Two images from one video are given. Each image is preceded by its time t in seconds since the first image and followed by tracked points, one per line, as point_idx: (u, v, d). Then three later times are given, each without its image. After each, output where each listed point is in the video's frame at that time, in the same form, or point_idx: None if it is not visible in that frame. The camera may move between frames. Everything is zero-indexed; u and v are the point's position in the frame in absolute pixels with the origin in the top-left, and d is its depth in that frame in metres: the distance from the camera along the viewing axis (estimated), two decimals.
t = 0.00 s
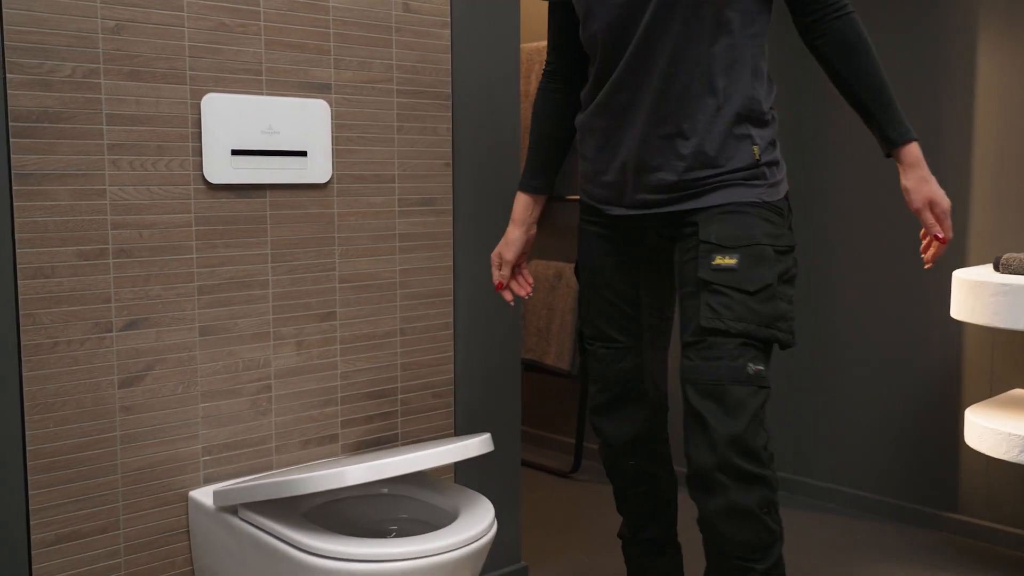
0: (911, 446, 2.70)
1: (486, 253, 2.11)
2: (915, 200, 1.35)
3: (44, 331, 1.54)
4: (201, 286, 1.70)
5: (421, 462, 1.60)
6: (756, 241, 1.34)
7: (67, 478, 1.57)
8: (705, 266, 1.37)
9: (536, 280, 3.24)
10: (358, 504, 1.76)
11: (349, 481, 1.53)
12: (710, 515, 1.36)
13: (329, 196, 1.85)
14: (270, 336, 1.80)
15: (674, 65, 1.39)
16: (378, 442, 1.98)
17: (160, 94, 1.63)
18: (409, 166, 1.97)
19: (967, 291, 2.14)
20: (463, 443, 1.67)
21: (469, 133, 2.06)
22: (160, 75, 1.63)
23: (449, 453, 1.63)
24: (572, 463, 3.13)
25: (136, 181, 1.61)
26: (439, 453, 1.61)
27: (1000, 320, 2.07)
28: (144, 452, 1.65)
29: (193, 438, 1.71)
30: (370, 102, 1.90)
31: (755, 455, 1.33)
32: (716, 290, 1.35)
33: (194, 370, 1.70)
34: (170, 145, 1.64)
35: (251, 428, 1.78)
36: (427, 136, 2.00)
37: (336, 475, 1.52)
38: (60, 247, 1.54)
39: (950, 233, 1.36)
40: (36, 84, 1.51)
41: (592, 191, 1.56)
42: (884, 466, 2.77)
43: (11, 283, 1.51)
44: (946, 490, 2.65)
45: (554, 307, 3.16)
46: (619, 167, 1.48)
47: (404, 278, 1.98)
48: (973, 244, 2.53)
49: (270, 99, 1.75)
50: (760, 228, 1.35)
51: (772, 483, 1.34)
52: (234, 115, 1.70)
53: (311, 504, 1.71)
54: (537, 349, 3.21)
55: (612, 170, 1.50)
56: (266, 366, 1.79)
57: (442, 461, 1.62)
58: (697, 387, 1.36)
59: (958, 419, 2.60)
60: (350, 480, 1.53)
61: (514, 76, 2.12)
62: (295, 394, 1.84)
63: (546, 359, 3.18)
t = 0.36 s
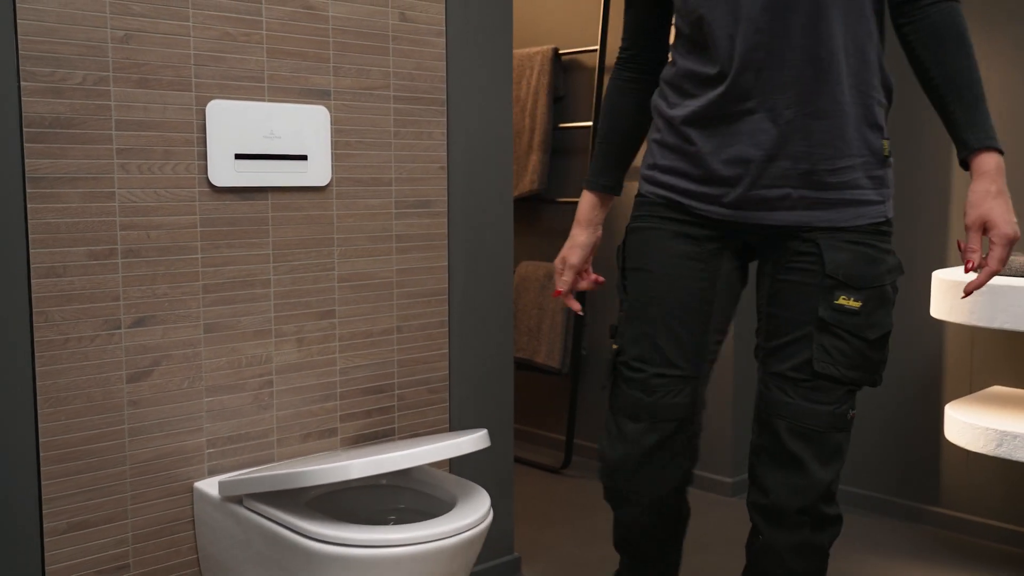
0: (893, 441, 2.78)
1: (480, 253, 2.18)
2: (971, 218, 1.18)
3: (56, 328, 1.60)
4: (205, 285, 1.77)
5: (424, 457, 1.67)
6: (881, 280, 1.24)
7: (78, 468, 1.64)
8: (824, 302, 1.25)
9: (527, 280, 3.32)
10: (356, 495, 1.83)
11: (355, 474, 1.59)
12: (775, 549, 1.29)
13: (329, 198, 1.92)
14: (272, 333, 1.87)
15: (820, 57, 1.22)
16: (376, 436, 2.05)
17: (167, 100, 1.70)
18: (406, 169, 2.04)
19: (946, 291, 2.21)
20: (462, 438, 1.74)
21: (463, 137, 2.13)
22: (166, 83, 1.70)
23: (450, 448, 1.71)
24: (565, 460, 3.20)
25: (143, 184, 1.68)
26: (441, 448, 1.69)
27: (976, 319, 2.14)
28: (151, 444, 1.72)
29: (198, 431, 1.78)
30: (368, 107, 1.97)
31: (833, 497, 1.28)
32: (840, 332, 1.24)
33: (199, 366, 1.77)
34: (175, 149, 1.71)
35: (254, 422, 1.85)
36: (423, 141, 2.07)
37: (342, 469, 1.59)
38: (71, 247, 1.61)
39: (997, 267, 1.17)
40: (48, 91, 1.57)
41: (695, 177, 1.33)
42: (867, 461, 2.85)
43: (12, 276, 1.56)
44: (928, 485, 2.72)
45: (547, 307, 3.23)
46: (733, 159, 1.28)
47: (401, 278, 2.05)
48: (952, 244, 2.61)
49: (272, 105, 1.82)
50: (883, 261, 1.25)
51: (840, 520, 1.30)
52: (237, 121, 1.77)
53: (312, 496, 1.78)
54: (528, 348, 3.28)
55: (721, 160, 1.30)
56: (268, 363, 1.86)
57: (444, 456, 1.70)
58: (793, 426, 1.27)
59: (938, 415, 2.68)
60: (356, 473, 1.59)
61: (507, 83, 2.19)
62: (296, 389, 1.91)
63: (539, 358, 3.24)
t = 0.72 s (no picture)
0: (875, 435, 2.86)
1: (474, 252, 2.25)
2: None
3: (67, 325, 1.67)
4: (209, 283, 1.84)
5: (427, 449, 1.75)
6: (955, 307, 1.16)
7: (86, 460, 1.70)
8: (928, 343, 1.13)
9: (518, 281, 3.40)
10: (355, 486, 1.89)
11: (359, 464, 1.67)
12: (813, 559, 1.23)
13: (327, 200, 1.99)
14: (273, 330, 1.93)
15: (969, 40, 1.00)
16: (374, 429, 2.11)
17: (172, 105, 1.77)
18: (402, 172, 2.11)
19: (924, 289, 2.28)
20: (463, 432, 1.82)
21: (457, 140, 2.21)
22: (171, 89, 1.76)
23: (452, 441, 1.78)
24: (556, 455, 3.28)
25: (150, 186, 1.75)
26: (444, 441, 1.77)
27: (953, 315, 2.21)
28: (156, 436, 1.79)
29: (202, 425, 1.84)
30: (365, 112, 2.04)
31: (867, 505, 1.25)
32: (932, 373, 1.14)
33: (201, 362, 1.84)
34: (180, 153, 1.78)
35: (256, 416, 1.92)
36: (418, 144, 2.14)
37: (348, 459, 1.66)
38: (81, 247, 1.67)
39: None
40: (59, 97, 1.64)
41: (844, 185, 1.01)
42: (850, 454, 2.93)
43: (10, 279, 1.61)
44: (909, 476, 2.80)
45: (538, 306, 3.30)
46: (893, 163, 1.00)
47: (398, 277, 2.13)
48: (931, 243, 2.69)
49: (272, 110, 1.89)
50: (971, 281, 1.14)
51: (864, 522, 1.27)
52: (240, 125, 1.84)
53: (314, 485, 1.84)
54: (520, 347, 3.35)
55: (867, 164, 1.00)
56: (269, 358, 1.93)
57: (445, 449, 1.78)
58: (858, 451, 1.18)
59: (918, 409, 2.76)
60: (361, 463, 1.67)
61: (499, 86, 2.27)
62: (296, 384, 1.97)
63: (530, 356, 3.31)
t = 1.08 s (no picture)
0: (860, 428, 2.93)
1: (468, 250, 2.32)
2: None
3: (76, 322, 1.73)
4: (212, 282, 1.90)
5: (426, 446, 1.82)
6: None
7: (95, 452, 1.77)
8: None
9: (511, 280, 3.47)
10: (354, 478, 1.96)
11: (362, 459, 1.74)
12: None
13: (326, 201, 2.06)
14: (274, 327, 2.00)
15: None
16: (371, 423, 2.18)
17: (177, 111, 1.83)
18: (398, 174, 2.18)
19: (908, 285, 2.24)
20: (461, 429, 1.89)
21: (451, 143, 2.28)
22: (176, 95, 1.83)
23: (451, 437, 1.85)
24: (549, 450, 3.34)
25: (155, 189, 1.81)
26: (443, 439, 1.84)
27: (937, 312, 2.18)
28: (162, 430, 1.85)
29: (205, 419, 1.91)
30: (362, 116, 2.11)
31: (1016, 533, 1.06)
32: None
33: (205, 358, 1.90)
34: (184, 156, 1.85)
35: (258, 410, 1.98)
36: (414, 147, 2.21)
37: (352, 454, 1.73)
38: (90, 247, 1.74)
39: None
40: (69, 104, 1.70)
41: None
42: (835, 447, 3.00)
43: (11, 279, 1.66)
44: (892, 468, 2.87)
45: (531, 304, 3.37)
46: None
47: (394, 276, 2.19)
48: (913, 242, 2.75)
49: (273, 114, 1.96)
50: None
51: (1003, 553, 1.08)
52: (241, 129, 1.91)
53: (314, 477, 1.91)
54: (513, 344, 3.42)
55: None
56: (269, 355, 1.99)
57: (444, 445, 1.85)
58: None
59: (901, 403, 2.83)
60: (364, 458, 1.74)
61: (491, 90, 2.33)
62: (296, 380, 2.04)
63: (523, 353, 3.38)
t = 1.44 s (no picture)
0: (846, 422, 3.00)
1: (462, 248, 2.39)
2: None
3: (83, 319, 1.79)
4: (215, 281, 1.96)
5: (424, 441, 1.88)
6: None
7: (103, 445, 1.83)
8: None
9: (504, 280, 3.53)
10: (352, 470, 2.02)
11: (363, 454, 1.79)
12: None
13: (324, 202, 2.12)
14: (274, 324, 2.06)
15: None
16: (369, 417, 2.24)
17: (180, 115, 1.89)
18: (394, 175, 2.24)
19: (889, 282, 2.30)
20: (456, 424, 1.96)
21: (446, 144, 2.34)
22: (179, 99, 1.89)
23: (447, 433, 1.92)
24: (543, 446, 3.41)
25: (159, 190, 1.87)
26: (439, 434, 1.90)
27: (916, 308, 2.24)
28: (167, 423, 1.91)
29: (208, 413, 1.97)
30: (359, 119, 2.17)
31: None
32: None
33: (208, 354, 1.96)
34: (187, 158, 1.91)
35: (259, 405, 2.04)
36: (409, 148, 2.27)
37: (353, 449, 1.79)
38: (97, 247, 1.80)
39: None
40: (76, 108, 1.76)
41: None
42: (823, 441, 3.07)
43: (11, 278, 1.70)
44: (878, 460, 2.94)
45: (525, 302, 3.43)
46: None
47: (391, 274, 2.26)
48: (898, 240, 2.81)
49: (272, 118, 2.02)
50: None
51: None
52: (242, 132, 1.97)
53: (313, 469, 1.97)
54: (507, 342, 3.48)
55: None
56: (270, 351, 2.05)
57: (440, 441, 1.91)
58: None
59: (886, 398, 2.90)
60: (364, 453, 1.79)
61: (484, 93, 2.40)
62: (295, 375, 2.10)
63: (517, 351, 3.45)
